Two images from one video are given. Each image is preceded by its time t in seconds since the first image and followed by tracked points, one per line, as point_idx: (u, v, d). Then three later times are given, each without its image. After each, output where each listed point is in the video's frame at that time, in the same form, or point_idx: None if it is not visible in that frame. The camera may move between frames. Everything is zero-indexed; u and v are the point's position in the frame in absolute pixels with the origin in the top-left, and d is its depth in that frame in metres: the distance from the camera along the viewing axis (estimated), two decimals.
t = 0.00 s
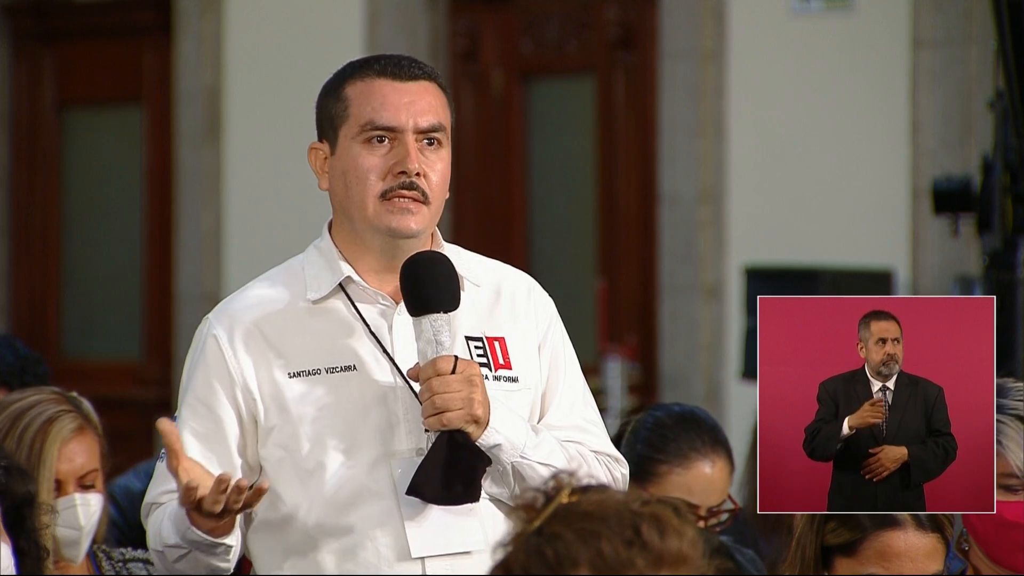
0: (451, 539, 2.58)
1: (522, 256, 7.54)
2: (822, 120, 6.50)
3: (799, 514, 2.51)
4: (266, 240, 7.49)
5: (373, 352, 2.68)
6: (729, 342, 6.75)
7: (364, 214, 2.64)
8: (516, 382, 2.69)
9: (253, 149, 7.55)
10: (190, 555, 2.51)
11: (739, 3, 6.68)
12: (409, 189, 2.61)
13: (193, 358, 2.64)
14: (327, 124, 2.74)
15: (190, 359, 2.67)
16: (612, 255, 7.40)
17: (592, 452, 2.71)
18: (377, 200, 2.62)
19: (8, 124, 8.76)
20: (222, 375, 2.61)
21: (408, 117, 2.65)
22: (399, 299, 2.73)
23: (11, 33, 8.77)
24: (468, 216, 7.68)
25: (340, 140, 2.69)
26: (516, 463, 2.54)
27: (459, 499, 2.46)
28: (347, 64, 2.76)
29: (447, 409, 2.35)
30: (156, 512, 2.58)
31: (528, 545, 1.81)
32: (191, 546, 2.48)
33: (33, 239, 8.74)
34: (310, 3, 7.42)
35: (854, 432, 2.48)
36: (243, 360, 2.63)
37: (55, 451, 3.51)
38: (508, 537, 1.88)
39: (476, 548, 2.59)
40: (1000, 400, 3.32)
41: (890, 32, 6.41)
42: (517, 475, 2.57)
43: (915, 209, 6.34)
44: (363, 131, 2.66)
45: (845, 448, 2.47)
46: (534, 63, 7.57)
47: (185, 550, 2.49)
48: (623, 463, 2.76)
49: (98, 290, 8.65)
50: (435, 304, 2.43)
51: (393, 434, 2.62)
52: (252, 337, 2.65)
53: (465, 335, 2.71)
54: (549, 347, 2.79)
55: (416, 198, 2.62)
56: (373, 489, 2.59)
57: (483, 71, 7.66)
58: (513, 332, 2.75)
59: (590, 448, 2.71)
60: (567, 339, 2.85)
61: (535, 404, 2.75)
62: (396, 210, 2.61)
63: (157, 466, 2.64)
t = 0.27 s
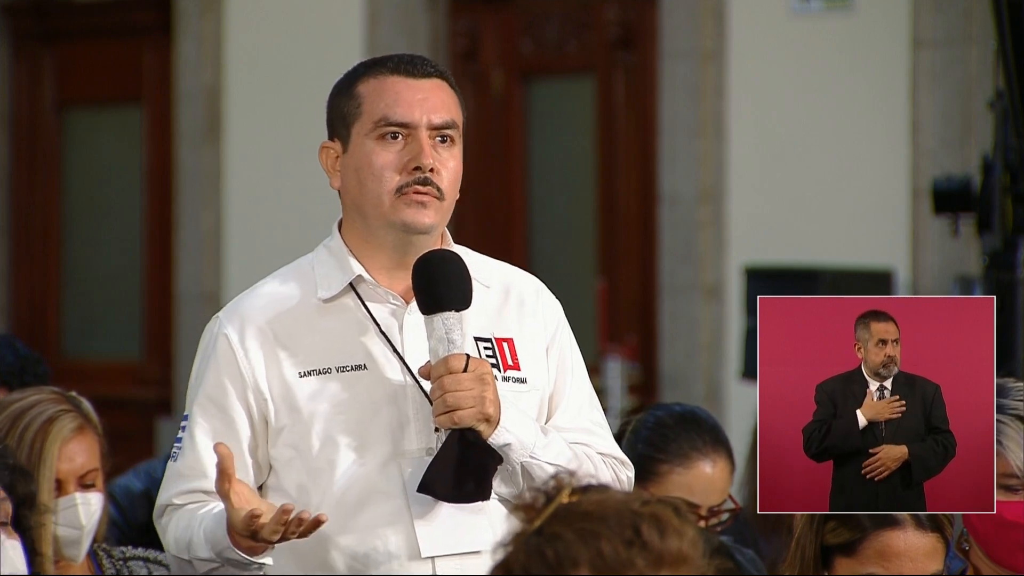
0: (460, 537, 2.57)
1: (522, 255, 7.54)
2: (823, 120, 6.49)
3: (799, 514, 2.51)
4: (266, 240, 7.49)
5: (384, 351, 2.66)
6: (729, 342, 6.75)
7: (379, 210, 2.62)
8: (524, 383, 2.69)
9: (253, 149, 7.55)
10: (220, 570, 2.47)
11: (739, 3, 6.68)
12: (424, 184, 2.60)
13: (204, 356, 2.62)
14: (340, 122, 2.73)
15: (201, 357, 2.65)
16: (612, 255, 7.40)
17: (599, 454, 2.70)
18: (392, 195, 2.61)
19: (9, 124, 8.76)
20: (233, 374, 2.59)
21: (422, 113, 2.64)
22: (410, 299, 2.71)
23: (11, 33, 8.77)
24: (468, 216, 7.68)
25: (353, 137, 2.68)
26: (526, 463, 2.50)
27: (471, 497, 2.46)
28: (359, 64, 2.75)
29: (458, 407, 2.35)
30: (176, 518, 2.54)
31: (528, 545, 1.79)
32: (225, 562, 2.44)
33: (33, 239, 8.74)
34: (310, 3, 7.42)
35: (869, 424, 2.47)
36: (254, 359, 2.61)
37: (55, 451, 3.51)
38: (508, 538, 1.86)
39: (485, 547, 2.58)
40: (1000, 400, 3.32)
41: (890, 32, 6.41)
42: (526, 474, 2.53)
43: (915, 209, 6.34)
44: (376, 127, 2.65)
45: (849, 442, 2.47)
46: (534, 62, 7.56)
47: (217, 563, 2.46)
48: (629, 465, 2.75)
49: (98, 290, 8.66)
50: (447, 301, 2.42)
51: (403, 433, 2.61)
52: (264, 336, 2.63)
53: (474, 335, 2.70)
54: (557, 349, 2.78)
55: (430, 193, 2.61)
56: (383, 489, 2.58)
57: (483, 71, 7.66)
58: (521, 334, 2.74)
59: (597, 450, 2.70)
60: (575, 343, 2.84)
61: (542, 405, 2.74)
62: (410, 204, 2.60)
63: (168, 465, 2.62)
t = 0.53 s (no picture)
0: (470, 536, 2.54)
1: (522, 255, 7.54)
2: (823, 120, 6.49)
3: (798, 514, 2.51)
4: (266, 240, 7.49)
5: (396, 350, 2.63)
6: (729, 341, 6.75)
7: (393, 207, 2.59)
8: (533, 384, 2.66)
9: (253, 149, 7.55)
10: (238, 566, 2.46)
11: (739, 3, 6.68)
12: (438, 183, 2.57)
13: (215, 354, 2.58)
14: (352, 122, 2.69)
15: (211, 355, 2.61)
16: (612, 255, 7.39)
17: (608, 456, 2.68)
18: (406, 194, 2.58)
19: (8, 124, 8.76)
20: (245, 372, 2.55)
21: (435, 113, 2.62)
22: (422, 299, 2.69)
23: (11, 33, 8.77)
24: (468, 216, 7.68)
25: (367, 136, 2.65)
26: (537, 464, 2.49)
27: (483, 496, 2.44)
28: (372, 63, 2.72)
29: (472, 406, 2.33)
30: (188, 514, 2.51)
31: (528, 546, 1.76)
32: (244, 558, 2.42)
33: (33, 239, 8.74)
34: (310, 3, 7.43)
35: (866, 426, 2.47)
36: (266, 357, 2.57)
37: (55, 451, 3.51)
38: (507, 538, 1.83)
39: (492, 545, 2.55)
40: (1001, 400, 3.32)
41: (890, 32, 6.41)
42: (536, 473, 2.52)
43: (915, 208, 6.34)
44: (390, 126, 2.62)
45: (849, 442, 2.47)
46: (534, 62, 7.56)
47: (235, 561, 2.43)
48: (637, 468, 2.74)
49: (98, 290, 8.66)
50: (460, 300, 2.41)
51: (414, 433, 2.58)
52: (276, 334, 2.59)
53: (484, 336, 2.67)
54: (566, 351, 2.76)
55: (445, 192, 2.58)
56: (396, 489, 2.55)
57: (483, 71, 7.65)
58: (531, 335, 2.71)
59: (607, 452, 2.68)
60: (584, 347, 2.82)
61: (552, 406, 2.71)
62: (424, 202, 2.57)
63: (178, 464, 2.58)
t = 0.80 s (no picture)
0: (477, 535, 2.55)
1: (521, 255, 7.54)
2: (823, 121, 6.49)
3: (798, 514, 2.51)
4: (266, 240, 7.49)
5: (406, 349, 2.62)
6: (729, 342, 6.75)
7: (404, 211, 2.56)
8: (541, 385, 2.66)
9: (253, 149, 7.55)
10: (253, 547, 2.40)
11: (739, 3, 6.68)
12: (450, 190, 2.54)
13: (223, 350, 2.55)
14: (363, 122, 2.66)
15: (218, 351, 2.58)
16: (612, 255, 7.39)
17: (613, 458, 2.67)
18: (417, 200, 2.55)
19: (9, 124, 8.76)
20: (256, 369, 2.52)
21: (447, 119, 2.58)
22: (432, 298, 2.67)
23: (11, 33, 8.77)
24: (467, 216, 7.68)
25: (378, 139, 2.61)
26: (544, 466, 2.48)
27: (494, 499, 2.41)
28: (384, 64, 2.68)
29: (483, 409, 2.32)
30: (199, 502, 2.47)
31: (527, 546, 1.76)
32: (260, 536, 2.38)
33: (33, 239, 8.74)
34: (310, 2, 7.43)
35: (864, 428, 2.46)
36: (277, 354, 2.55)
37: (55, 450, 3.51)
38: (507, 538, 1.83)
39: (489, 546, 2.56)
40: (1000, 400, 3.30)
41: (890, 32, 6.40)
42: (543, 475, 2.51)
43: (915, 208, 6.34)
44: (402, 132, 2.59)
45: (847, 442, 2.47)
46: (534, 62, 7.56)
47: (250, 541, 2.39)
48: (641, 470, 2.74)
49: (98, 290, 8.66)
50: (471, 301, 2.40)
51: (423, 432, 2.57)
52: (286, 331, 2.57)
53: (493, 337, 2.66)
54: (573, 353, 2.76)
55: (456, 199, 2.55)
56: (406, 488, 2.54)
57: (483, 71, 7.65)
58: (538, 336, 2.71)
59: (613, 454, 2.68)
60: (590, 349, 2.81)
61: (559, 407, 2.71)
62: (436, 208, 2.54)
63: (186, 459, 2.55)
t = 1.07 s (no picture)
0: (482, 536, 2.54)
1: (521, 255, 7.54)
2: (824, 121, 6.49)
3: (798, 513, 2.51)
4: (266, 240, 7.49)
5: (415, 350, 2.62)
6: (729, 342, 6.75)
7: (410, 212, 2.56)
8: (546, 386, 2.65)
9: (254, 149, 7.55)
10: (264, 539, 2.41)
11: (738, 3, 6.68)
12: (456, 190, 2.55)
13: (230, 351, 2.54)
14: (369, 123, 2.66)
15: (225, 352, 2.57)
16: (613, 255, 7.39)
17: (616, 459, 2.67)
18: (424, 201, 2.55)
19: (8, 123, 8.76)
20: (266, 368, 2.52)
21: (452, 119, 2.58)
22: (439, 298, 2.67)
23: (11, 33, 8.77)
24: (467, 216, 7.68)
25: (383, 140, 2.61)
26: (551, 467, 2.47)
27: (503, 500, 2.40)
28: (389, 64, 2.68)
29: (492, 409, 2.32)
30: (211, 497, 2.47)
31: (527, 546, 1.76)
32: (273, 529, 2.38)
33: (33, 239, 8.74)
34: (310, 3, 7.43)
35: (868, 415, 2.47)
36: (286, 354, 2.55)
37: (56, 450, 3.50)
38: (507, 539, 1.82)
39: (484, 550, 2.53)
40: (1001, 400, 3.28)
41: (890, 32, 6.40)
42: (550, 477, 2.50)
43: (915, 209, 6.34)
44: (408, 132, 2.59)
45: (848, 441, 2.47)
46: (534, 62, 7.56)
47: (261, 533, 2.39)
48: (643, 471, 2.74)
49: (97, 290, 8.65)
50: (479, 302, 2.40)
51: (432, 433, 2.57)
52: (295, 331, 2.56)
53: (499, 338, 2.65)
54: (577, 354, 2.76)
55: (461, 199, 2.55)
56: (414, 488, 2.54)
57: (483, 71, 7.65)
58: (543, 336, 2.71)
59: (615, 455, 2.68)
60: (593, 354, 2.81)
61: (563, 407, 2.71)
62: (442, 209, 2.54)
63: (193, 459, 2.54)
